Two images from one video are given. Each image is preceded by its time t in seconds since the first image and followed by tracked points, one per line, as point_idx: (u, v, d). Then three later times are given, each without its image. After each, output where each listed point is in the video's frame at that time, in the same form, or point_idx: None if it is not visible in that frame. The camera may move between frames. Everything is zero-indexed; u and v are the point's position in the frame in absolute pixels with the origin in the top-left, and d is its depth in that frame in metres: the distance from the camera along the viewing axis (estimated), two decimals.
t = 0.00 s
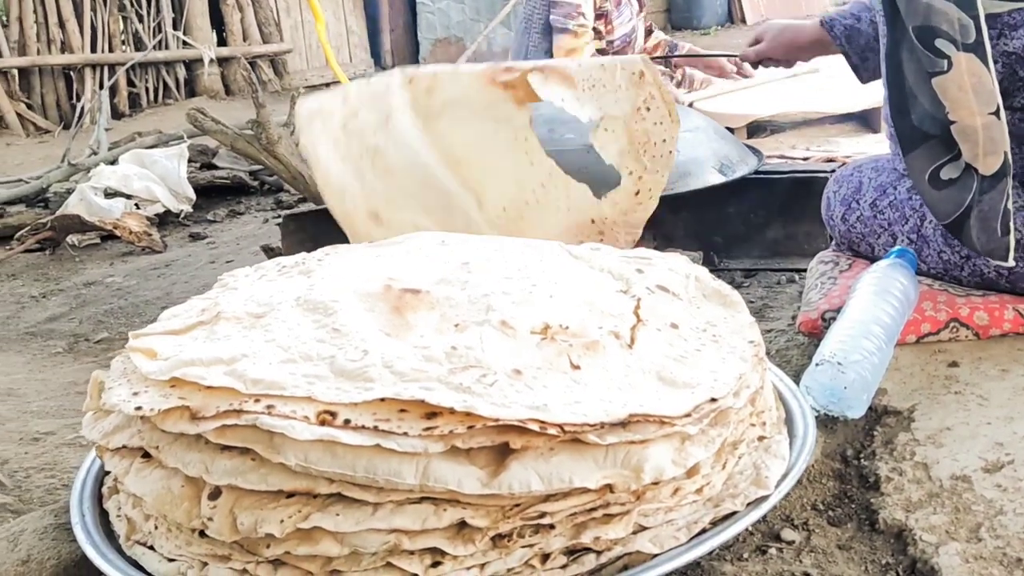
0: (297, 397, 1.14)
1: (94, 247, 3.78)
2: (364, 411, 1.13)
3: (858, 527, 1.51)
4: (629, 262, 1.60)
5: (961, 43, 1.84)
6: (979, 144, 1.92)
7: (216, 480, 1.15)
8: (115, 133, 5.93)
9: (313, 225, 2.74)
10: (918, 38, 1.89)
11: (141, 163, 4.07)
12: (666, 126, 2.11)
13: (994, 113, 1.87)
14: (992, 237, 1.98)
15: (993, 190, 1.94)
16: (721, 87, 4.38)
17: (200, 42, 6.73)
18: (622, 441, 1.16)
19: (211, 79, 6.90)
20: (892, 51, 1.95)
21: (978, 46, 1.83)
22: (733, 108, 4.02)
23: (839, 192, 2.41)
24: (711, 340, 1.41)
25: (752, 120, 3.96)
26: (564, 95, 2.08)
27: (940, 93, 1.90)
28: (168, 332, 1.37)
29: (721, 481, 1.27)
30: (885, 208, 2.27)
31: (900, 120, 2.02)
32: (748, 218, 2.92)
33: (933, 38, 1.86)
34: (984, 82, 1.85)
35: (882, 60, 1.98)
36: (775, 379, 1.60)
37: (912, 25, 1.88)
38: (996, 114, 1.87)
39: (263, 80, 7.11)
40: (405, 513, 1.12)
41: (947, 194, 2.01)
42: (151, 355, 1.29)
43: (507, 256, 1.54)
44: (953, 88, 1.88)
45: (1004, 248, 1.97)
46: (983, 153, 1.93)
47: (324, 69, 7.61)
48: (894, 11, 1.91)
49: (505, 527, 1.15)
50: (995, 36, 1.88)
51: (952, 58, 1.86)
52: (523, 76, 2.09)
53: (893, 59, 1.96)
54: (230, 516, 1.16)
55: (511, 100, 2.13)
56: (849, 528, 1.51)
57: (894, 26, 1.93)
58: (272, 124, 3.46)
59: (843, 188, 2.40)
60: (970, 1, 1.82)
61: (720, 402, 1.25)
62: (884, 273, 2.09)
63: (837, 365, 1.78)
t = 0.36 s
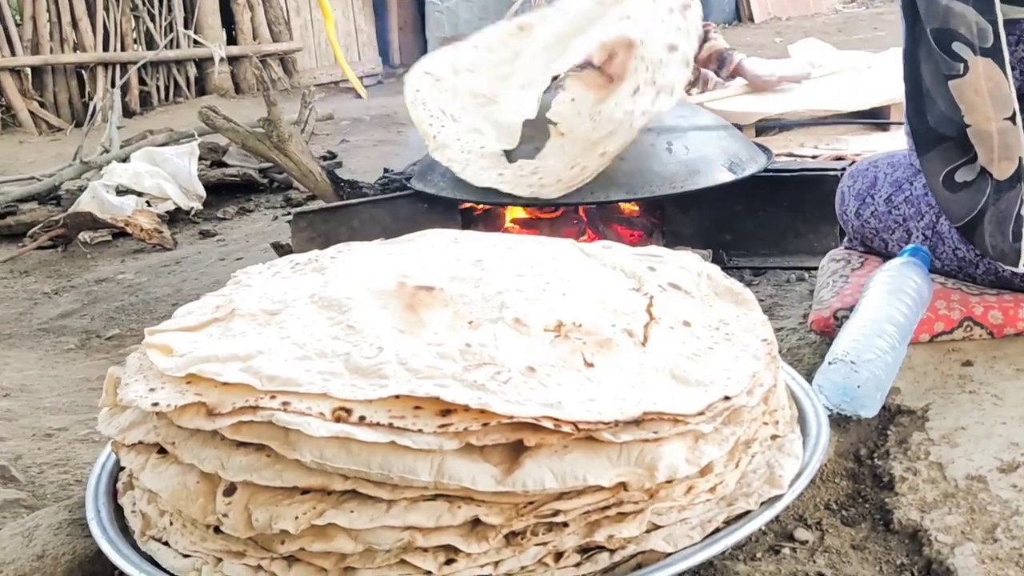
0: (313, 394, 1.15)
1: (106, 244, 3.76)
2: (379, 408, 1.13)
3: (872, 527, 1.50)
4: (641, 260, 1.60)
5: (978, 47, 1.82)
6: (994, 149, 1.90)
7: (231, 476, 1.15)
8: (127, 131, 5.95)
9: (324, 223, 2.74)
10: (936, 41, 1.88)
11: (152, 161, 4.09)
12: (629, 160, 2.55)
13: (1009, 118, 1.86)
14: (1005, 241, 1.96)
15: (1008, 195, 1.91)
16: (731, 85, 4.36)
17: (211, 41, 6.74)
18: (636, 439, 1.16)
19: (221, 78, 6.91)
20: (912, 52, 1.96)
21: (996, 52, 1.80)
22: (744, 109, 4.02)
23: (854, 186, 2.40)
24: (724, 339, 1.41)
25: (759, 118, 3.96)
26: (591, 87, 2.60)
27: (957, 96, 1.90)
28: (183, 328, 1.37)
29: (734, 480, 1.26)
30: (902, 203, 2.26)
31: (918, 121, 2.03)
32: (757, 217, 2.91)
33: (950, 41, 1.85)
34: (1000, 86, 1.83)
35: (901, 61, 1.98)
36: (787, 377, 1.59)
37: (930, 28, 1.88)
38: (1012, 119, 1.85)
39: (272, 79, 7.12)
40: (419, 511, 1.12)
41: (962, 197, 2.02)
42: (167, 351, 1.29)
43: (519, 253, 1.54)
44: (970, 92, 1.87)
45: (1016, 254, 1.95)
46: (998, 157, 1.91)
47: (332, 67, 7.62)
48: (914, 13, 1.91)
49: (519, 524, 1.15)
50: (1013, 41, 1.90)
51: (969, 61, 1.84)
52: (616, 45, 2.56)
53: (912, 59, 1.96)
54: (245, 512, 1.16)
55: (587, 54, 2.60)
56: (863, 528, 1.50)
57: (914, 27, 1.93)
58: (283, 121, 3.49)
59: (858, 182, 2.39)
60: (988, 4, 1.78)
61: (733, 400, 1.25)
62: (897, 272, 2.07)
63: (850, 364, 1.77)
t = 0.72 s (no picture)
0: (327, 390, 1.15)
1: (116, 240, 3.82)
2: (393, 404, 1.13)
3: (885, 526, 1.50)
4: (651, 258, 1.59)
5: (1000, 49, 1.84)
6: (1014, 148, 1.93)
7: (245, 472, 1.16)
8: (137, 129, 5.96)
9: (333, 221, 2.74)
10: (957, 41, 1.90)
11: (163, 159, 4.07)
12: (564, 215, 2.55)
13: None
14: None
15: None
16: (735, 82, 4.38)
17: (221, 40, 6.75)
18: (649, 437, 1.15)
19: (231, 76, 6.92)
20: (932, 52, 1.96)
21: (1016, 53, 1.83)
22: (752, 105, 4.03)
23: (866, 181, 2.40)
24: (736, 337, 1.41)
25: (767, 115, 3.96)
26: (575, 145, 2.64)
27: (978, 96, 1.92)
28: (197, 324, 1.37)
29: (746, 478, 1.26)
30: (914, 199, 2.25)
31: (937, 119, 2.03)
32: (765, 215, 2.91)
33: (972, 42, 1.87)
34: (1020, 87, 1.86)
35: (921, 59, 1.99)
36: (798, 376, 1.59)
37: (951, 28, 1.89)
38: None
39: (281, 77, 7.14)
40: (432, 507, 1.13)
41: (981, 195, 2.01)
42: (181, 347, 1.29)
43: (531, 251, 1.54)
44: (990, 93, 1.90)
45: None
46: (1017, 158, 1.94)
47: (340, 66, 7.63)
48: (935, 14, 1.92)
49: (532, 521, 1.15)
50: None
51: (990, 62, 1.87)
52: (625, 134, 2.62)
53: (932, 58, 1.97)
54: (259, 508, 1.17)
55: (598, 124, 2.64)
56: (875, 527, 1.50)
57: (935, 25, 1.94)
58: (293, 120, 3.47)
59: (869, 178, 2.38)
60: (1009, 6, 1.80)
61: (746, 398, 1.24)
62: (909, 271, 2.06)
63: (861, 362, 1.76)
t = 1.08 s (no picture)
0: (341, 387, 1.15)
1: (130, 237, 3.78)
2: (407, 401, 1.14)
3: (900, 524, 1.49)
4: (665, 255, 1.59)
5: (1014, 50, 1.84)
6: None
7: (260, 468, 1.16)
8: (149, 126, 5.97)
9: (344, 217, 2.74)
10: (970, 41, 1.89)
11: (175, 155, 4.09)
12: (576, 212, 2.51)
13: None
14: None
15: None
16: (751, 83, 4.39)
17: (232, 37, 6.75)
18: (663, 434, 1.15)
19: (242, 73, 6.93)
20: (945, 52, 1.95)
21: None
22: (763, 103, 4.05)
23: (880, 180, 2.39)
24: (750, 335, 1.40)
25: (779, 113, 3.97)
26: (587, 143, 2.64)
27: (990, 97, 1.91)
28: (212, 321, 1.38)
29: (760, 476, 1.26)
30: (929, 197, 2.25)
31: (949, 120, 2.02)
32: (777, 212, 2.90)
33: (985, 42, 1.86)
34: None
35: (933, 59, 1.98)
36: (812, 374, 1.58)
37: (965, 28, 1.88)
38: None
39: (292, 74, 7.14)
40: (446, 503, 1.13)
41: (993, 195, 2.01)
42: (196, 343, 1.30)
43: (544, 248, 1.54)
44: (1003, 94, 1.88)
45: None
46: None
47: (351, 63, 7.62)
48: (949, 14, 1.92)
49: (546, 518, 1.14)
50: None
51: (1004, 63, 1.86)
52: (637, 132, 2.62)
53: (945, 58, 1.96)
54: (274, 503, 1.17)
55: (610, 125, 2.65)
56: (890, 525, 1.49)
57: (947, 25, 1.93)
58: (305, 117, 3.47)
59: (884, 176, 2.38)
60: None
61: (760, 396, 1.24)
62: (923, 269, 2.05)
63: (876, 360, 1.76)
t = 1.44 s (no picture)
0: (354, 382, 1.15)
1: (143, 231, 3.79)
2: (420, 397, 1.14)
3: (914, 522, 1.49)
4: (677, 252, 1.59)
5: None
6: None
7: (274, 462, 1.16)
8: (161, 122, 5.99)
9: (356, 213, 2.74)
10: (985, 40, 1.88)
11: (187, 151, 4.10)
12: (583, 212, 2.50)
13: None
14: None
15: None
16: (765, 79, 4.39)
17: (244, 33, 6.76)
18: (677, 431, 1.15)
19: (254, 70, 6.95)
20: (960, 49, 1.95)
21: None
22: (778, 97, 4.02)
23: (894, 178, 2.38)
24: (763, 331, 1.40)
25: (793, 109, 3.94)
26: (556, 163, 2.55)
27: (1004, 97, 1.91)
28: (224, 316, 1.38)
29: (774, 473, 1.26)
30: (942, 195, 2.24)
31: (962, 117, 2.02)
32: (789, 210, 2.89)
33: (1000, 42, 1.86)
34: None
35: (949, 56, 1.99)
36: (826, 371, 1.58)
37: (979, 27, 1.88)
38: None
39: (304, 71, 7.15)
40: (460, 499, 1.13)
41: (1006, 195, 1.99)
42: (209, 338, 1.30)
43: (557, 244, 1.54)
44: (1017, 94, 1.88)
45: None
46: None
47: (362, 60, 7.62)
48: (963, 12, 1.91)
49: (559, 514, 1.14)
50: None
51: (1017, 63, 1.85)
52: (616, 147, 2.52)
53: (960, 55, 1.97)
54: (288, 497, 1.17)
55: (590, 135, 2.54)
56: (904, 523, 1.49)
57: (964, 23, 1.93)
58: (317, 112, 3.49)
59: (897, 174, 2.37)
60: None
61: (774, 393, 1.24)
62: (937, 267, 2.05)
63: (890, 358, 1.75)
